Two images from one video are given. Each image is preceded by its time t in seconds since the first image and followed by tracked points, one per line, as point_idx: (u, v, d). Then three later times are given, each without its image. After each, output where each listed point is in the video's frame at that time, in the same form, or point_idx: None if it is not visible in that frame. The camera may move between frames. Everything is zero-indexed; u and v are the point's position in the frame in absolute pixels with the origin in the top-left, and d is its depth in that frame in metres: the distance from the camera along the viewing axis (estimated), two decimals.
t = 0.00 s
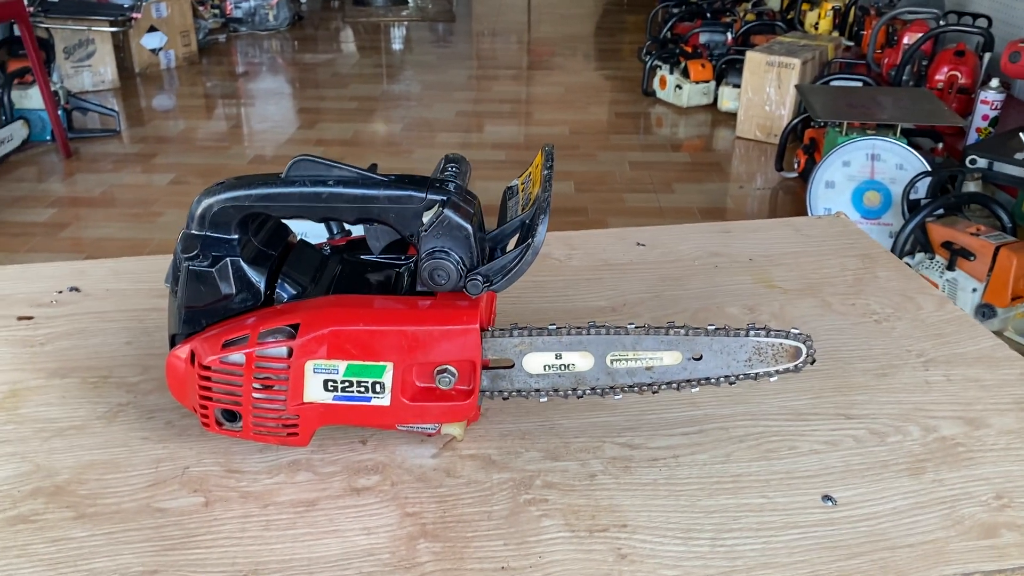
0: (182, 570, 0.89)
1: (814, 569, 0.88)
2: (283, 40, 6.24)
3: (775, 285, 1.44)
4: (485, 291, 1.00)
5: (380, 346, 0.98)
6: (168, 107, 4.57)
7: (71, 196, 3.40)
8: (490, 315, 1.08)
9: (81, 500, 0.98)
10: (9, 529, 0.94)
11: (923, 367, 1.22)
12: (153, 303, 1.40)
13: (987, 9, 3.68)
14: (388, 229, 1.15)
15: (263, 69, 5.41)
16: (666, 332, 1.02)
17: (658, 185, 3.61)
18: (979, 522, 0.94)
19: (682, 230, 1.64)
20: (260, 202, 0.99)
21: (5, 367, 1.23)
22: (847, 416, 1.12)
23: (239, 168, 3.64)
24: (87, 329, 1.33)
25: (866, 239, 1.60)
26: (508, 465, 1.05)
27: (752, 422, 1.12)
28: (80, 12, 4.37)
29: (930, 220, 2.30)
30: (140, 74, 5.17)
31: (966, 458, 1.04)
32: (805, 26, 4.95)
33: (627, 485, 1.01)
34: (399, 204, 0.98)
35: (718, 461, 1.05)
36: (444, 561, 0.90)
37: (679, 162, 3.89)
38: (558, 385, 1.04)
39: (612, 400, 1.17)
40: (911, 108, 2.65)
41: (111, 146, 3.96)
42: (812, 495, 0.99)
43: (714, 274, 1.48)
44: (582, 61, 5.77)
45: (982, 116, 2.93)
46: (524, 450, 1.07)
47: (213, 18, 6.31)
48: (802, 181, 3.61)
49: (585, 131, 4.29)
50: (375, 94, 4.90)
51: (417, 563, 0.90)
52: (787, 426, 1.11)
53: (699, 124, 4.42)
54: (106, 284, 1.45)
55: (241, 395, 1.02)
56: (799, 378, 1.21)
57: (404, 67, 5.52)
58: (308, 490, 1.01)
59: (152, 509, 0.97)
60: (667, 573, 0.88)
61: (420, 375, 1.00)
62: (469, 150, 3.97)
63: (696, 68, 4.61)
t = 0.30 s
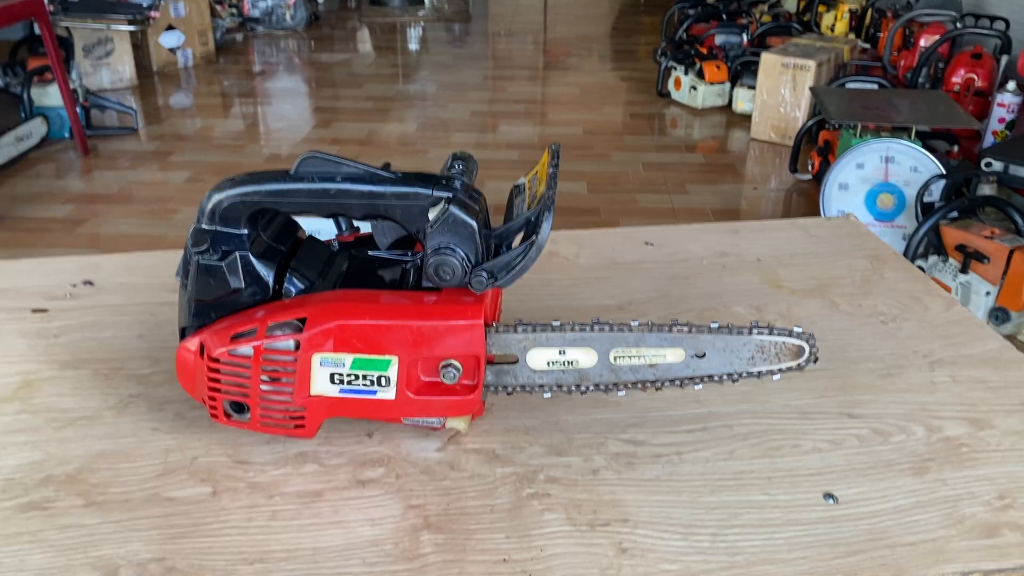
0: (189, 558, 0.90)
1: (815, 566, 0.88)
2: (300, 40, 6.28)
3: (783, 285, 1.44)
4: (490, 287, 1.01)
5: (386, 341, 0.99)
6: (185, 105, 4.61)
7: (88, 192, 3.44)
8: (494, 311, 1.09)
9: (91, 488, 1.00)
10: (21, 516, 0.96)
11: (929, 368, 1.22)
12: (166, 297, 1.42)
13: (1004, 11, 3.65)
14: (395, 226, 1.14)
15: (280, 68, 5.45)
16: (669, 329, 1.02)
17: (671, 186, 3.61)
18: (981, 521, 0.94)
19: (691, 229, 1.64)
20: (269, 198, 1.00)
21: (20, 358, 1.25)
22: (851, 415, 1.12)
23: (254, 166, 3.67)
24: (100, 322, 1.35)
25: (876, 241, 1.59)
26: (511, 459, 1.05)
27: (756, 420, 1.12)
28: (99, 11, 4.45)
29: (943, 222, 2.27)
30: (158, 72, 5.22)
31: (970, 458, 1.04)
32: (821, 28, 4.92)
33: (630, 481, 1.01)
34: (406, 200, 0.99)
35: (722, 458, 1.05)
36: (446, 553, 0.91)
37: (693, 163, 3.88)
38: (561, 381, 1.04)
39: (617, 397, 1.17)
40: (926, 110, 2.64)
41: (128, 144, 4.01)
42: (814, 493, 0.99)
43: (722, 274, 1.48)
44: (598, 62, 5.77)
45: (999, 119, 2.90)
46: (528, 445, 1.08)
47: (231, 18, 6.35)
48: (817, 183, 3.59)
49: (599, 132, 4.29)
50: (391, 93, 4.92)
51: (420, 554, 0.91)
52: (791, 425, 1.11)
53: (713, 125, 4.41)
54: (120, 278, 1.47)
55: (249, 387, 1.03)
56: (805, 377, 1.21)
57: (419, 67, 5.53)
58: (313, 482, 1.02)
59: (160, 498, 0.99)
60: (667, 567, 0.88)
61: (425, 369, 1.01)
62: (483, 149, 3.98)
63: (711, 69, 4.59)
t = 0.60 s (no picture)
0: (203, 552, 0.91)
1: (825, 568, 0.88)
2: (316, 39, 6.31)
3: (797, 286, 1.43)
4: (502, 286, 1.02)
5: (398, 338, 0.99)
6: (202, 104, 4.65)
7: (106, 190, 3.47)
8: (507, 311, 1.09)
9: (107, 482, 1.01)
10: (38, 508, 0.97)
11: (943, 370, 1.21)
12: (182, 294, 1.43)
13: None
14: (408, 224, 1.15)
15: (297, 68, 5.48)
16: (681, 329, 1.02)
17: (686, 187, 3.60)
18: (994, 524, 0.93)
19: (704, 230, 1.64)
20: (284, 195, 1.01)
21: (39, 353, 1.27)
22: (863, 417, 1.12)
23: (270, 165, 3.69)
24: (117, 318, 1.36)
25: (891, 242, 1.58)
26: (522, 457, 1.06)
27: (768, 421, 1.12)
28: (118, 11, 4.48)
29: (960, 225, 2.27)
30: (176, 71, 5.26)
31: (983, 461, 1.03)
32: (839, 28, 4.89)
33: (641, 480, 1.01)
34: (419, 199, 1.00)
35: (733, 458, 1.05)
36: (458, 549, 0.91)
37: (708, 164, 3.87)
38: (573, 379, 1.05)
39: (628, 397, 1.17)
40: (945, 111, 2.61)
41: (146, 142, 4.04)
42: (826, 494, 0.99)
43: (736, 274, 1.47)
44: (614, 62, 5.75)
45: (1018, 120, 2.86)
46: (539, 443, 1.08)
47: (249, 17, 6.39)
48: (833, 184, 3.57)
49: (614, 132, 4.28)
50: (406, 93, 4.93)
51: (431, 551, 0.91)
52: (803, 426, 1.10)
53: (729, 125, 4.39)
54: (137, 275, 1.49)
55: (263, 383, 1.04)
56: (817, 379, 1.21)
57: (435, 67, 5.55)
58: (326, 478, 1.03)
59: (174, 493, 1.00)
60: (677, 567, 0.88)
61: (438, 366, 1.02)
62: (498, 149, 3.99)
63: (727, 69, 4.58)
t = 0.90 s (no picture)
0: (213, 550, 0.92)
1: (835, 569, 0.88)
2: (326, 39, 6.32)
3: (807, 287, 1.43)
4: (511, 286, 1.02)
5: (407, 338, 1.00)
6: (212, 104, 4.67)
7: (117, 190, 3.49)
8: (516, 311, 1.09)
9: (118, 481, 1.02)
10: (49, 506, 0.98)
11: (955, 371, 1.20)
12: (192, 293, 1.44)
13: None
14: (417, 224, 1.15)
15: (307, 68, 5.49)
16: (690, 329, 1.02)
17: (695, 186, 3.59)
18: (1006, 526, 0.93)
19: (714, 230, 1.64)
20: (294, 194, 1.01)
21: (49, 351, 1.28)
22: (874, 418, 1.11)
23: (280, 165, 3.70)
24: (128, 317, 1.37)
25: (902, 242, 1.57)
26: (531, 457, 1.06)
27: (777, 421, 1.11)
28: (129, 11, 4.51)
29: (972, 225, 2.26)
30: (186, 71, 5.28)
31: (995, 462, 1.03)
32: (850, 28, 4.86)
33: (650, 480, 1.01)
34: (428, 198, 1.00)
35: (742, 459, 1.05)
36: (466, 548, 0.92)
37: (718, 164, 3.86)
38: (582, 379, 1.05)
39: (637, 396, 1.17)
40: (956, 110, 2.60)
41: (156, 142, 4.06)
42: (835, 495, 0.98)
43: (745, 275, 1.47)
44: (623, 62, 5.74)
45: None
46: (548, 443, 1.08)
47: (259, 17, 6.41)
48: (844, 184, 3.55)
49: (623, 132, 4.27)
50: (416, 93, 4.93)
51: (439, 550, 0.91)
52: (813, 426, 1.10)
53: (739, 125, 4.38)
54: (147, 274, 1.49)
55: (273, 382, 1.04)
56: (827, 379, 1.20)
57: (445, 67, 5.55)
58: (335, 477, 1.03)
59: (184, 491, 1.00)
60: (686, 567, 0.88)
61: (447, 366, 1.02)
62: (507, 149, 3.99)
63: (737, 69, 4.57)
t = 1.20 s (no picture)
0: (217, 550, 0.92)
1: (840, 569, 0.88)
2: (330, 39, 6.34)
3: (812, 287, 1.42)
4: (515, 286, 1.02)
5: (412, 338, 1.00)
6: (217, 104, 4.68)
7: (121, 190, 3.50)
8: (520, 311, 1.09)
9: (122, 480, 1.02)
10: (54, 506, 0.98)
11: (960, 371, 1.20)
12: (197, 293, 1.44)
13: None
14: (422, 224, 1.15)
15: (311, 68, 5.50)
16: (695, 329, 1.02)
17: (700, 186, 3.59)
18: (1011, 527, 0.93)
19: (718, 230, 1.63)
20: (298, 194, 1.01)
21: (54, 351, 1.28)
22: (878, 418, 1.11)
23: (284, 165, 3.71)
24: (133, 317, 1.37)
25: (907, 242, 1.57)
26: (535, 457, 1.06)
27: (782, 421, 1.11)
28: (134, 12, 4.52)
29: (977, 225, 2.25)
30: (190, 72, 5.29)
31: (1000, 463, 1.03)
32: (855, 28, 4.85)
33: (654, 481, 1.01)
34: (433, 198, 1.00)
35: (746, 459, 1.05)
36: (470, 549, 0.92)
37: (722, 164, 3.85)
38: (586, 379, 1.05)
39: (641, 396, 1.17)
40: (962, 110, 2.59)
41: (161, 142, 4.07)
42: (839, 495, 0.98)
43: (750, 275, 1.47)
44: (627, 62, 5.74)
45: None
46: (552, 443, 1.08)
47: (263, 18, 6.42)
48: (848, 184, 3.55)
49: (627, 132, 4.27)
50: (420, 93, 4.94)
51: (443, 550, 0.91)
52: (818, 426, 1.10)
53: (743, 125, 4.37)
54: (151, 274, 1.50)
55: (277, 382, 1.05)
56: (831, 379, 1.20)
57: (449, 67, 5.55)
58: (339, 477, 1.03)
59: (188, 491, 1.01)
60: (690, 568, 0.88)
61: (451, 366, 1.02)
62: (511, 149, 3.99)
63: (741, 69, 4.56)
